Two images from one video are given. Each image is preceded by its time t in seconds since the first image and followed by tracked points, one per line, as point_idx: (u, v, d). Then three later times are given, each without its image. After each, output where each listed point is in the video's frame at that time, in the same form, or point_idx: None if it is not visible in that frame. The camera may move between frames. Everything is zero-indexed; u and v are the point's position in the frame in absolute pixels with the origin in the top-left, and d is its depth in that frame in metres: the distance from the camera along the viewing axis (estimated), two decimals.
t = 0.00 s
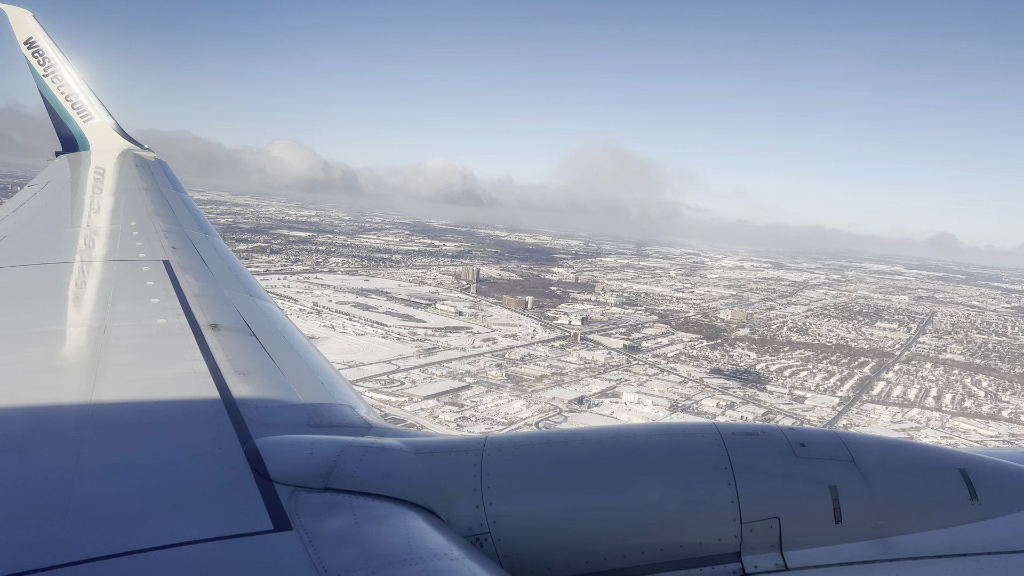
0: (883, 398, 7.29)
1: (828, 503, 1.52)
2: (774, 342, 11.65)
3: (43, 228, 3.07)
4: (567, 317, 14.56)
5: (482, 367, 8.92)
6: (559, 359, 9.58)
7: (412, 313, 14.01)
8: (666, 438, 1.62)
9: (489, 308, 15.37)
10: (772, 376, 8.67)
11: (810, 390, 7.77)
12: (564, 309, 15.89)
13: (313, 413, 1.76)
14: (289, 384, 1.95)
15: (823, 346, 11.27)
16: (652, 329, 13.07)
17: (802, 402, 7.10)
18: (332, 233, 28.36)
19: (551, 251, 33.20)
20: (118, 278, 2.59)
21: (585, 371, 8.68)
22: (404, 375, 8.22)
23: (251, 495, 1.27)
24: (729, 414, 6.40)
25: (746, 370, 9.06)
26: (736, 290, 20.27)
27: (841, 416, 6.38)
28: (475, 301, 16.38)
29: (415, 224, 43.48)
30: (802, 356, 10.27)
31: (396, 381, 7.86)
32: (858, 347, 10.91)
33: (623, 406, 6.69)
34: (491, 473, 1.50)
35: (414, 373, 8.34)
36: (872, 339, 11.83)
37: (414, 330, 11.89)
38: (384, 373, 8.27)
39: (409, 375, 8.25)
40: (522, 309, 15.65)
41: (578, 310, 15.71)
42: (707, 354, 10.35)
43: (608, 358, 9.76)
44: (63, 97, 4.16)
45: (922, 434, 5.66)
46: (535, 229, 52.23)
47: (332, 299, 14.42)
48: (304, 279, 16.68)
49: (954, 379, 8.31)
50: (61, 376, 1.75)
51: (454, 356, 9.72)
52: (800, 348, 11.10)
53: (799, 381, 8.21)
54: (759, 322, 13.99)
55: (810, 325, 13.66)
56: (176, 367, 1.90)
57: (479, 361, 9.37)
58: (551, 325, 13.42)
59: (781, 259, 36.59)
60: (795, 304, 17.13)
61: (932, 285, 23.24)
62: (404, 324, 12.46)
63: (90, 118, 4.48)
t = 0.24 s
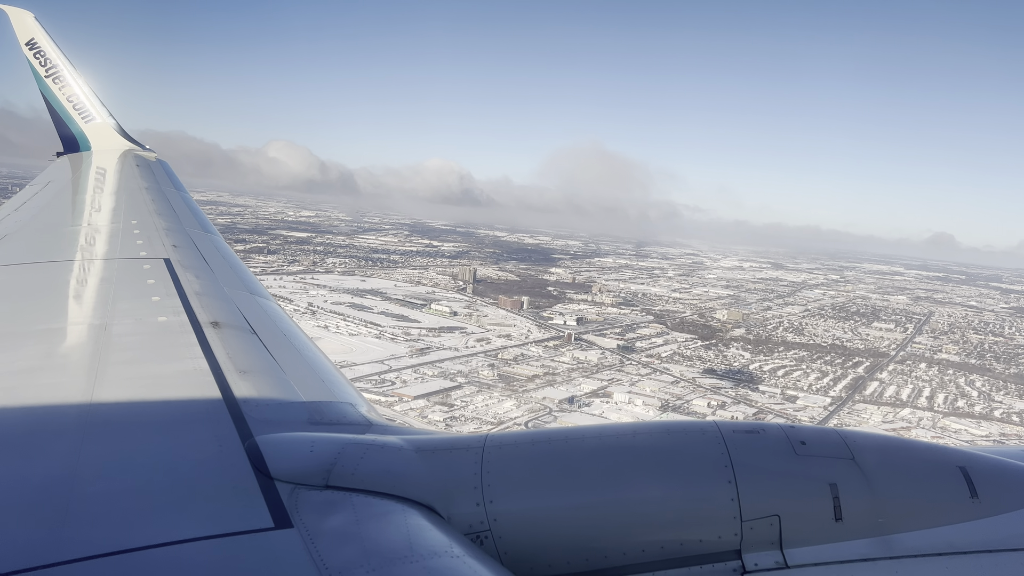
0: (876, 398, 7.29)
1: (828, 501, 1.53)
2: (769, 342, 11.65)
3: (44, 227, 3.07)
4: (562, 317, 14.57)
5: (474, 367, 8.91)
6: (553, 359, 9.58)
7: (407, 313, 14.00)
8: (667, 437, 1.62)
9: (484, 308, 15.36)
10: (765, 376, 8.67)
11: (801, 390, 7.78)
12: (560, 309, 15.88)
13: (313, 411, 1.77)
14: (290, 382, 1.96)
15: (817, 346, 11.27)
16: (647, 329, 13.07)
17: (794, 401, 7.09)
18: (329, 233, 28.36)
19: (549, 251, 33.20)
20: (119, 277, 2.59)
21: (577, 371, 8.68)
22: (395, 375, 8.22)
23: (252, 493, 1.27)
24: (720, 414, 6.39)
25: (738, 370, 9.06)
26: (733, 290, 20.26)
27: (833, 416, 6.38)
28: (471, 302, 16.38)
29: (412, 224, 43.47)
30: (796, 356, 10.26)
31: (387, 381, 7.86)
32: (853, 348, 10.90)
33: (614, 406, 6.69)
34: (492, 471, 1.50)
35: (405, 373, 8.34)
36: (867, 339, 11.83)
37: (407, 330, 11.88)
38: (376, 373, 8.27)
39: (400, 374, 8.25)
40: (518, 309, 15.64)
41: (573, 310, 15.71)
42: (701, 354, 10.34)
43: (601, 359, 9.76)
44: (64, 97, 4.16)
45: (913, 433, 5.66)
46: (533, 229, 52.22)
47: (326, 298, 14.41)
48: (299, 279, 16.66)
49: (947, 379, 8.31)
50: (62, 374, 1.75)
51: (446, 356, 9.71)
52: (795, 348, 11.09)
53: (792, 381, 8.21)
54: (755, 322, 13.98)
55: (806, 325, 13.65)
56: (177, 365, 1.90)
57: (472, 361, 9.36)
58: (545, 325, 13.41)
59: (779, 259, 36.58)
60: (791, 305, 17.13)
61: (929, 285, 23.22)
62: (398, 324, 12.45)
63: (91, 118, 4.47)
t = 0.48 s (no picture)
0: (868, 397, 7.27)
1: (828, 500, 1.53)
2: (765, 342, 11.65)
3: (43, 226, 3.07)
4: (557, 317, 14.57)
5: (466, 367, 8.91)
6: (547, 359, 9.58)
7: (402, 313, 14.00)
8: (667, 436, 1.62)
9: (480, 308, 15.35)
10: (758, 375, 8.67)
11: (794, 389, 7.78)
12: (555, 309, 15.88)
13: (314, 410, 1.77)
14: (291, 382, 1.96)
15: (813, 346, 11.25)
16: (642, 329, 13.07)
17: (786, 401, 7.09)
18: (326, 233, 28.35)
19: (546, 251, 33.20)
20: (120, 275, 2.59)
21: (569, 371, 8.68)
22: (387, 375, 8.22)
23: (252, 492, 1.27)
24: (711, 413, 6.39)
25: (731, 369, 9.06)
26: (730, 290, 20.25)
27: (824, 416, 6.38)
28: (467, 301, 16.38)
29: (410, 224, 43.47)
30: (790, 356, 10.26)
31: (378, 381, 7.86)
32: (848, 347, 10.91)
33: (605, 405, 6.69)
34: (492, 470, 1.50)
35: (397, 373, 8.34)
36: (863, 339, 11.82)
37: (401, 330, 11.87)
38: (368, 373, 8.27)
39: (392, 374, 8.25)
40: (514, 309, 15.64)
41: (569, 310, 15.71)
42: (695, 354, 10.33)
43: (595, 358, 9.76)
44: (65, 95, 4.16)
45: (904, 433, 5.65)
46: (532, 229, 52.20)
47: (321, 298, 14.40)
48: (295, 279, 16.64)
49: (941, 379, 8.29)
50: (62, 373, 1.75)
51: (439, 356, 9.71)
52: (790, 348, 11.10)
53: (785, 381, 8.21)
54: (751, 322, 13.98)
55: (802, 325, 13.65)
56: (177, 364, 1.90)
57: (465, 361, 9.36)
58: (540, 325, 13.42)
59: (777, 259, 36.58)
60: (788, 305, 17.13)
61: (928, 285, 23.19)
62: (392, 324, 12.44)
63: (91, 116, 4.47)
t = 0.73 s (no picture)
0: (860, 397, 7.28)
1: (828, 500, 1.53)
2: (759, 341, 11.65)
3: (43, 225, 3.07)
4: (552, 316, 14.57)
5: (458, 366, 8.90)
6: (540, 359, 9.57)
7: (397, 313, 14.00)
8: (667, 435, 1.62)
9: (475, 308, 15.35)
10: (750, 375, 8.67)
11: (785, 389, 7.78)
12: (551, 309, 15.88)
13: (314, 409, 1.77)
14: (291, 381, 1.96)
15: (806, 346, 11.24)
16: (636, 329, 13.07)
17: (777, 400, 7.09)
18: (323, 233, 28.34)
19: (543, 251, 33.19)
20: (120, 275, 2.59)
21: (561, 370, 8.68)
22: (378, 374, 8.21)
23: (253, 492, 1.27)
24: (701, 413, 6.39)
25: (722, 369, 9.05)
26: (728, 290, 20.23)
27: (815, 415, 6.38)
28: (463, 301, 16.38)
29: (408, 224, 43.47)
30: (784, 355, 10.26)
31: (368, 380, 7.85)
32: (842, 347, 10.91)
33: (595, 405, 6.69)
34: (492, 470, 1.50)
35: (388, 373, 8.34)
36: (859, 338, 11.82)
37: (395, 330, 11.86)
38: (360, 373, 8.26)
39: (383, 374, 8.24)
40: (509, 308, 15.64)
41: (564, 310, 15.71)
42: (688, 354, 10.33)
43: (588, 358, 9.76)
44: (65, 94, 4.16)
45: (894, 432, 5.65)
46: (530, 229, 52.17)
47: (315, 298, 14.40)
48: (291, 279, 16.62)
49: (934, 379, 8.28)
50: (62, 373, 1.75)
51: (431, 356, 9.70)
52: (784, 347, 11.10)
53: (777, 381, 8.21)
54: (747, 322, 13.98)
55: (798, 325, 13.65)
56: (177, 364, 1.90)
57: (457, 360, 9.36)
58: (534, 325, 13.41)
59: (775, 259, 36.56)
60: (784, 304, 17.12)
61: (925, 285, 23.17)
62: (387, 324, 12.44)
63: (92, 115, 4.47)
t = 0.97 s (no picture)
0: (852, 396, 7.28)
1: (828, 499, 1.53)
2: (754, 341, 11.65)
3: (42, 224, 3.07)
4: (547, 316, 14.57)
5: (450, 366, 8.90)
6: (533, 358, 9.57)
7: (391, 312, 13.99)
8: (667, 434, 1.62)
9: (470, 308, 15.34)
10: (742, 374, 8.67)
11: (777, 388, 7.79)
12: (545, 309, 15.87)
13: (314, 409, 1.77)
14: (291, 380, 1.96)
15: (800, 345, 11.23)
16: (630, 328, 13.07)
17: (769, 400, 7.09)
18: (319, 233, 28.32)
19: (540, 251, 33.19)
20: (120, 274, 2.59)
21: (553, 370, 8.68)
22: (369, 374, 8.21)
23: (253, 491, 1.27)
24: (691, 412, 6.39)
25: (715, 368, 9.05)
26: (724, 289, 20.22)
27: (806, 414, 6.38)
28: (458, 301, 16.37)
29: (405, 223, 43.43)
30: (778, 355, 10.26)
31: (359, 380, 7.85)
32: (836, 347, 10.91)
33: (585, 404, 6.69)
34: (492, 470, 1.50)
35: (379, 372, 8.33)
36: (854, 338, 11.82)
37: (388, 330, 11.85)
38: (352, 372, 8.26)
39: (374, 374, 8.24)
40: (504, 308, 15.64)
41: (560, 310, 15.71)
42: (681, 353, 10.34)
43: (580, 357, 9.76)
44: (64, 92, 4.15)
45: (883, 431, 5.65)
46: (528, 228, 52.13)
47: (309, 297, 14.39)
48: (286, 279, 16.60)
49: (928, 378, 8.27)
50: (62, 372, 1.75)
51: (424, 356, 9.70)
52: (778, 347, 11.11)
53: (769, 380, 8.22)
54: (742, 321, 13.99)
55: (793, 324, 13.65)
56: (176, 363, 1.90)
57: (449, 360, 9.35)
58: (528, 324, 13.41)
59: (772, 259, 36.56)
60: (780, 304, 17.12)
61: (922, 284, 23.17)
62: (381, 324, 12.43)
63: (92, 114, 4.46)
